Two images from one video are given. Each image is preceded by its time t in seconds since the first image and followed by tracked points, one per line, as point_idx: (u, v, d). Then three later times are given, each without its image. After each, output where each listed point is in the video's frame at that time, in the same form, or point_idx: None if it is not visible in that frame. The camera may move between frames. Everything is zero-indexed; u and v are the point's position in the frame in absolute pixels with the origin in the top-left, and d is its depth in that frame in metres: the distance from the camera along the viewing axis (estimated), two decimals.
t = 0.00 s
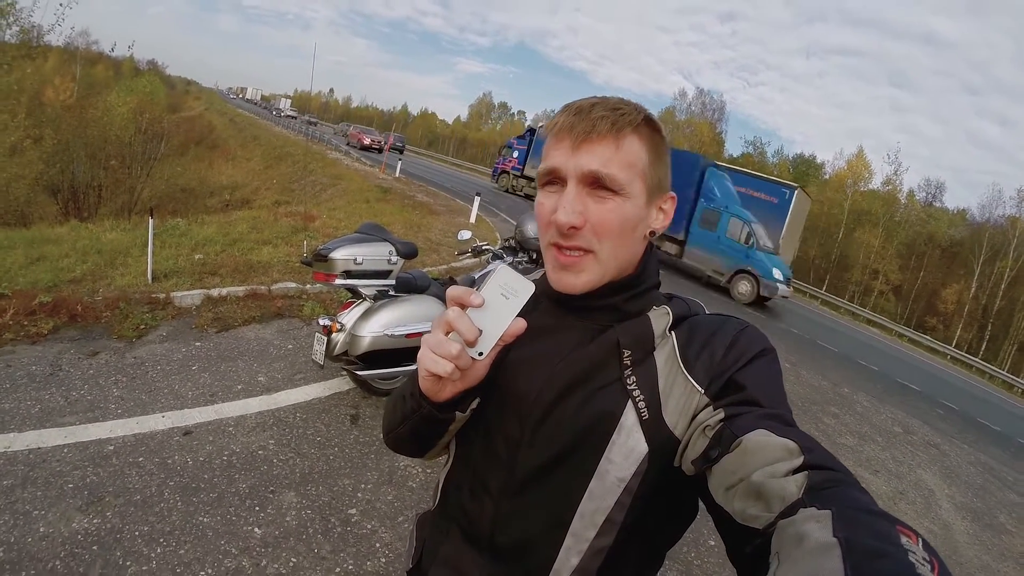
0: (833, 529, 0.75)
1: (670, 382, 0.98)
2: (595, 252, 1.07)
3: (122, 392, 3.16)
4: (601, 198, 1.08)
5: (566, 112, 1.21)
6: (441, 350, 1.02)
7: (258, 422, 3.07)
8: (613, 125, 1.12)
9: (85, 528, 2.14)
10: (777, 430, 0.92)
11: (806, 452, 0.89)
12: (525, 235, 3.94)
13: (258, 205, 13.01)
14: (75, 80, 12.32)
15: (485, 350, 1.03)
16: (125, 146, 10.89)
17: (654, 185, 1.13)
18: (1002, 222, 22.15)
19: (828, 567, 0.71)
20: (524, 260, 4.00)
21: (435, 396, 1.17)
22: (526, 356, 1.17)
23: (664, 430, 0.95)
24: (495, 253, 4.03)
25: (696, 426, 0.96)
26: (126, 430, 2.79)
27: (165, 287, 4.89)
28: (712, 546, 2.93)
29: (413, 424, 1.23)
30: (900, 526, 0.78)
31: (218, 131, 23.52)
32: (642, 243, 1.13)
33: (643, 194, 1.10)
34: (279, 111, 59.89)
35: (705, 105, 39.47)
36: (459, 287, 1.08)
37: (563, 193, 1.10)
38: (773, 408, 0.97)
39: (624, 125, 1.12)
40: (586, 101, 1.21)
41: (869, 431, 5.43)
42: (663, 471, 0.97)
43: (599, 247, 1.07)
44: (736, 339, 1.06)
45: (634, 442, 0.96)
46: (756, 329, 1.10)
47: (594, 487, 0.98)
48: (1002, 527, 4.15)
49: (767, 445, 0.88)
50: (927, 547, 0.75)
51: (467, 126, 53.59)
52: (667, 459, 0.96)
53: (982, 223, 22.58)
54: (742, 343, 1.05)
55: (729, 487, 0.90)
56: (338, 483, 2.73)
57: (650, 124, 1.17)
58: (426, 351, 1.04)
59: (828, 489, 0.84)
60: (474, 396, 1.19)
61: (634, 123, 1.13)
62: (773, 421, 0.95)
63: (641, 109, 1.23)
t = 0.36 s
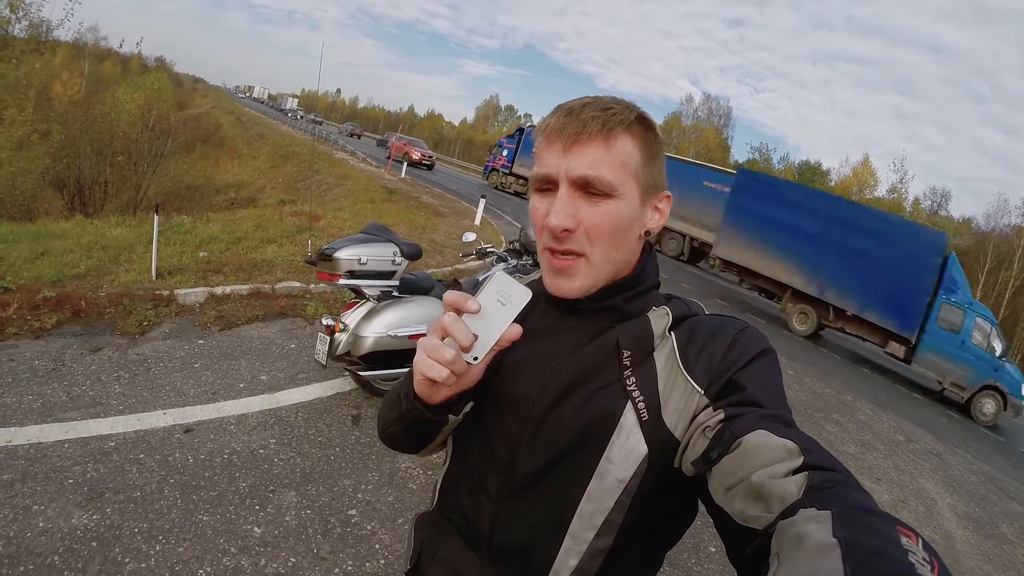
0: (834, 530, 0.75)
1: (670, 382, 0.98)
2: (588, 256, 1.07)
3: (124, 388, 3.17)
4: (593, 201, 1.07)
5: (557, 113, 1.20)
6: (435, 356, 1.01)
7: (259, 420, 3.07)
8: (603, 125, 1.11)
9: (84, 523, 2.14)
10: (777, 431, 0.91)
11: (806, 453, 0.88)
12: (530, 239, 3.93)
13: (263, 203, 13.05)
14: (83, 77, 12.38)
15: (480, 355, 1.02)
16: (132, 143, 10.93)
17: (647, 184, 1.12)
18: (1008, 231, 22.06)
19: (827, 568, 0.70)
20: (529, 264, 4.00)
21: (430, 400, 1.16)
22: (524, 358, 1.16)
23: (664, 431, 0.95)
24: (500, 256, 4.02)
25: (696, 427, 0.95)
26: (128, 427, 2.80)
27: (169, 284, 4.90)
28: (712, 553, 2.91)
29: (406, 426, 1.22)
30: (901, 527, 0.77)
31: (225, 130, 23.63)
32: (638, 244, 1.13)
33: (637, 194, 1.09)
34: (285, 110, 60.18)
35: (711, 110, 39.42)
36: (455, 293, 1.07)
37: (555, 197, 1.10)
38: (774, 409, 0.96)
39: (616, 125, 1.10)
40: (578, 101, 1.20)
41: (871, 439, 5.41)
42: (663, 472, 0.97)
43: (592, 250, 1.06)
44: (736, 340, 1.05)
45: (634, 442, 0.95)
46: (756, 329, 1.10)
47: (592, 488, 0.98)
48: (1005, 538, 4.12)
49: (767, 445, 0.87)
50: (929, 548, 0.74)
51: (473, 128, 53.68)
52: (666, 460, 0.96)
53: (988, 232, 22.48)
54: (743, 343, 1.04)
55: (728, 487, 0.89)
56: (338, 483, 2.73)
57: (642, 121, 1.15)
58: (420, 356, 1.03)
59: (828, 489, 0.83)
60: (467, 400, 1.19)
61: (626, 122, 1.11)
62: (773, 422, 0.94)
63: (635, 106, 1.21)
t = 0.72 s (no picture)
0: (833, 530, 0.75)
1: (668, 383, 0.98)
2: (579, 270, 1.08)
3: (120, 393, 3.16)
4: (576, 215, 1.07)
5: (536, 126, 1.20)
6: (425, 370, 1.02)
7: (257, 422, 3.07)
8: (580, 135, 1.10)
9: (84, 530, 2.14)
10: (775, 430, 0.92)
11: (806, 452, 0.89)
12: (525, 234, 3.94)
13: (258, 203, 13.00)
14: (74, 78, 12.28)
15: (470, 369, 1.01)
16: (124, 145, 10.86)
17: (632, 189, 1.11)
18: (1003, 220, 22.14)
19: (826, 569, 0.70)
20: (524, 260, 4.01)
21: (418, 404, 1.17)
22: (521, 360, 1.16)
23: (663, 432, 0.95)
24: (494, 253, 4.02)
25: (695, 428, 0.95)
26: (125, 431, 2.79)
27: (165, 286, 4.89)
28: (712, 546, 2.93)
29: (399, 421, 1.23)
30: (900, 526, 0.77)
31: (218, 130, 23.49)
32: (631, 247, 1.13)
33: (619, 203, 1.09)
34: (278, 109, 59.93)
35: (706, 102, 39.32)
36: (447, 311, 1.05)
37: (539, 216, 1.10)
38: (773, 408, 0.96)
39: (593, 135, 1.09)
40: (551, 113, 1.19)
41: (868, 429, 5.44)
42: (663, 472, 0.97)
43: (581, 265, 1.07)
44: (734, 339, 1.05)
45: (632, 443, 0.95)
46: (755, 329, 1.10)
47: (591, 487, 0.98)
48: (1002, 526, 4.15)
49: (766, 446, 0.88)
50: (928, 547, 0.75)
51: (468, 125, 53.52)
52: (666, 460, 0.96)
53: (983, 221, 22.55)
54: (742, 341, 1.05)
55: (728, 487, 0.90)
56: (337, 483, 2.73)
57: (619, 123, 1.14)
58: (411, 369, 1.04)
59: (827, 489, 0.83)
60: (454, 405, 1.21)
61: (603, 130, 1.10)
62: (772, 422, 0.94)
63: (614, 108, 1.19)
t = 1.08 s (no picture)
0: (834, 530, 0.75)
1: (668, 383, 0.98)
2: (575, 270, 1.08)
3: (110, 396, 3.12)
4: (571, 216, 1.07)
5: (529, 127, 1.20)
6: (422, 327, 1.06)
7: (248, 425, 3.04)
8: (572, 135, 1.10)
9: (74, 534, 2.11)
10: (775, 430, 0.91)
11: (806, 452, 0.89)
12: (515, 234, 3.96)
13: (248, 205, 12.92)
14: (62, 79, 12.14)
15: (466, 330, 1.06)
16: (113, 146, 10.75)
17: (627, 187, 1.11)
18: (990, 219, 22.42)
19: (827, 569, 0.70)
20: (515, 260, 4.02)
21: (412, 375, 1.20)
22: (521, 359, 1.16)
23: (663, 432, 0.95)
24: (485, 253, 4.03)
25: (695, 427, 0.95)
26: (115, 435, 2.76)
27: (154, 288, 4.84)
28: (706, 545, 2.93)
29: (398, 404, 1.25)
30: (900, 527, 0.77)
31: (208, 131, 23.33)
32: (627, 246, 1.13)
33: (614, 202, 1.08)
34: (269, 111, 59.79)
35: (695, 104, 39.58)
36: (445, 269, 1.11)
37: (534, 217, 1.10)
38: (773, 408, 0.96)
39: (585, 134, 1.09)
40: (543, 115, 1.19)
41: (859, 428, 5.48)
42: (663, 472, 0.97)
43: (577, 264, 1.07)
44: (734, 338, 1.05)
45: (632, 442, 0.95)
46: (755, 330, 1.09)
47: (591, 487, 0.98)
48: (992, 522, 4.19)
49: (766, 446, 0.88)
50: (929, 547, 0.75)
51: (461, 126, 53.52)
52: (666, 461, 0.96)
53: (971, 220, 22.81)
54: (741, 341, 1.05)
55: (729, 487, 0.89)
56: (329, 485, 2.71)
57: (612, 120, 1.13)
58: (409, 329, 1.08)
59: (828, 489, 0.83)
60: (449, 379, 1.24)
61: (595, 129, 1.10)
62: (772, 421, 0.94)
63: (607, 106, 1.18)
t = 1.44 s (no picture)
0: (834, 529, 0.75)
1: (669, 382, 0.98)
2: (571, 270, 1.08)
3: (110, 398, 3.12)
4: (567, 214, 1.08)
5: (525, 125, 1.20)
6: (430, 346, 1.03)
7: (248, 427, 3.04)
8: (567, 132, 1.09)
9: (75, 536, 2.11)
10: (777, 429, 0.91)
11: (805, 451, 0.89)
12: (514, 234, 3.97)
13: (247, 208, 12.93)
14: (60, 83, 12.15)
15: (476, 346, 1.05)
16: (112, 150, 10.77)
17: (624, 183, 1.11)
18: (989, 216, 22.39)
19: (827, 568, 0.70)
20: (514, 261, 4.02)
21: (429, 398, 1.19)
22: (521, 360, 1.16)
23: (663, 430, 0.95)
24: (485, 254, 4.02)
25: (695, 426, 0.95)
26: (116, 437, 2.76)
27: (153, 291, 4.84)
28: (706, 544, 2.93)
29: (408, 428, 1.22)
30: (901, 527, 0.77)
31: (206, 135, 23.37)
32: (624, 246, 1.12)
33: (610, 199, 1.08)
34: (268, 113, 59.92)
35: (694, 104, 39.54)
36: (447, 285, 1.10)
37: (530, 216, 1.11)
38: (772, 407, 0.97)
39: (580, 131, 1.09)
40: (540, 112, 1.19)
41: (860, 426, 5.48)
42: (662, 470, 0.97)
43: (572, 265, 1.07)
44: (734, 336, 1.06)
45: (633, 442, 0.95)
46: (754, 329, 1.10)
47: (591, 486, 0.98)
48: (993, 519, 4.19)
49: (766, 444, 0.88)
50: (927, 546, 0.75)
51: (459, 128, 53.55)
52: (666, 459, 0.96)
53: (970, 217, 22.77)
54: (742, 340, 1.05)
55: (729, 486, 0.90)
56: (329, 487, 2.71)
57: (608, 118, 1.13)
58: (416, 349, 1.05)
59: (829, 488, 0.83)
60: (466, 397, 1.21)
61: (591, 126, 1.09)
62: (772, 420, 0.95)
63: (604, 102, 1.18)
